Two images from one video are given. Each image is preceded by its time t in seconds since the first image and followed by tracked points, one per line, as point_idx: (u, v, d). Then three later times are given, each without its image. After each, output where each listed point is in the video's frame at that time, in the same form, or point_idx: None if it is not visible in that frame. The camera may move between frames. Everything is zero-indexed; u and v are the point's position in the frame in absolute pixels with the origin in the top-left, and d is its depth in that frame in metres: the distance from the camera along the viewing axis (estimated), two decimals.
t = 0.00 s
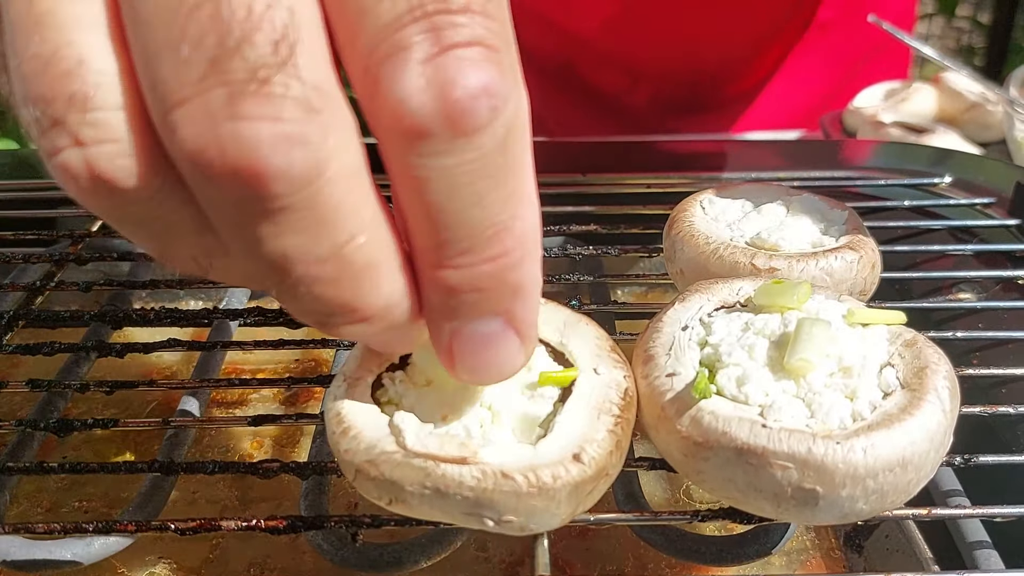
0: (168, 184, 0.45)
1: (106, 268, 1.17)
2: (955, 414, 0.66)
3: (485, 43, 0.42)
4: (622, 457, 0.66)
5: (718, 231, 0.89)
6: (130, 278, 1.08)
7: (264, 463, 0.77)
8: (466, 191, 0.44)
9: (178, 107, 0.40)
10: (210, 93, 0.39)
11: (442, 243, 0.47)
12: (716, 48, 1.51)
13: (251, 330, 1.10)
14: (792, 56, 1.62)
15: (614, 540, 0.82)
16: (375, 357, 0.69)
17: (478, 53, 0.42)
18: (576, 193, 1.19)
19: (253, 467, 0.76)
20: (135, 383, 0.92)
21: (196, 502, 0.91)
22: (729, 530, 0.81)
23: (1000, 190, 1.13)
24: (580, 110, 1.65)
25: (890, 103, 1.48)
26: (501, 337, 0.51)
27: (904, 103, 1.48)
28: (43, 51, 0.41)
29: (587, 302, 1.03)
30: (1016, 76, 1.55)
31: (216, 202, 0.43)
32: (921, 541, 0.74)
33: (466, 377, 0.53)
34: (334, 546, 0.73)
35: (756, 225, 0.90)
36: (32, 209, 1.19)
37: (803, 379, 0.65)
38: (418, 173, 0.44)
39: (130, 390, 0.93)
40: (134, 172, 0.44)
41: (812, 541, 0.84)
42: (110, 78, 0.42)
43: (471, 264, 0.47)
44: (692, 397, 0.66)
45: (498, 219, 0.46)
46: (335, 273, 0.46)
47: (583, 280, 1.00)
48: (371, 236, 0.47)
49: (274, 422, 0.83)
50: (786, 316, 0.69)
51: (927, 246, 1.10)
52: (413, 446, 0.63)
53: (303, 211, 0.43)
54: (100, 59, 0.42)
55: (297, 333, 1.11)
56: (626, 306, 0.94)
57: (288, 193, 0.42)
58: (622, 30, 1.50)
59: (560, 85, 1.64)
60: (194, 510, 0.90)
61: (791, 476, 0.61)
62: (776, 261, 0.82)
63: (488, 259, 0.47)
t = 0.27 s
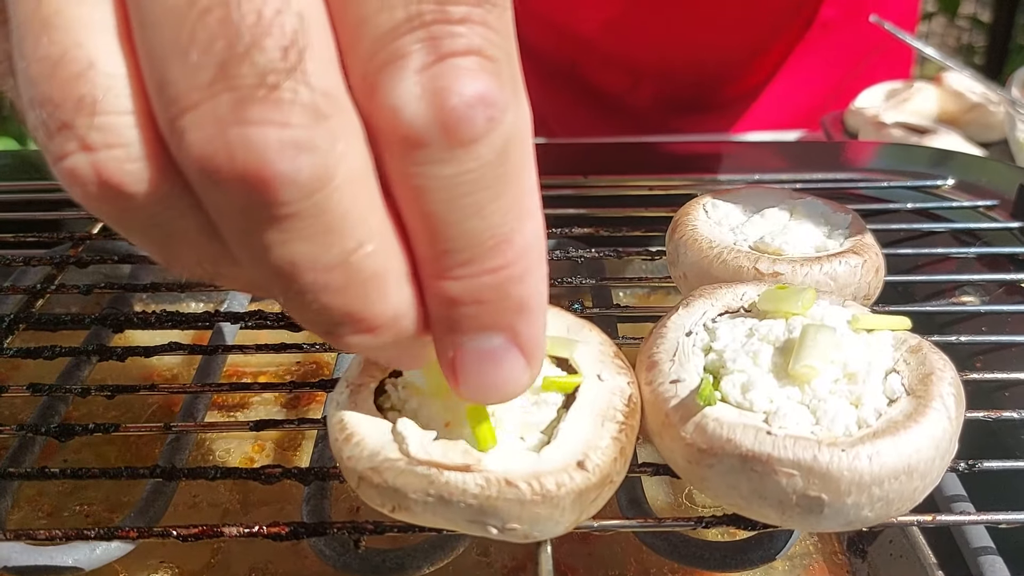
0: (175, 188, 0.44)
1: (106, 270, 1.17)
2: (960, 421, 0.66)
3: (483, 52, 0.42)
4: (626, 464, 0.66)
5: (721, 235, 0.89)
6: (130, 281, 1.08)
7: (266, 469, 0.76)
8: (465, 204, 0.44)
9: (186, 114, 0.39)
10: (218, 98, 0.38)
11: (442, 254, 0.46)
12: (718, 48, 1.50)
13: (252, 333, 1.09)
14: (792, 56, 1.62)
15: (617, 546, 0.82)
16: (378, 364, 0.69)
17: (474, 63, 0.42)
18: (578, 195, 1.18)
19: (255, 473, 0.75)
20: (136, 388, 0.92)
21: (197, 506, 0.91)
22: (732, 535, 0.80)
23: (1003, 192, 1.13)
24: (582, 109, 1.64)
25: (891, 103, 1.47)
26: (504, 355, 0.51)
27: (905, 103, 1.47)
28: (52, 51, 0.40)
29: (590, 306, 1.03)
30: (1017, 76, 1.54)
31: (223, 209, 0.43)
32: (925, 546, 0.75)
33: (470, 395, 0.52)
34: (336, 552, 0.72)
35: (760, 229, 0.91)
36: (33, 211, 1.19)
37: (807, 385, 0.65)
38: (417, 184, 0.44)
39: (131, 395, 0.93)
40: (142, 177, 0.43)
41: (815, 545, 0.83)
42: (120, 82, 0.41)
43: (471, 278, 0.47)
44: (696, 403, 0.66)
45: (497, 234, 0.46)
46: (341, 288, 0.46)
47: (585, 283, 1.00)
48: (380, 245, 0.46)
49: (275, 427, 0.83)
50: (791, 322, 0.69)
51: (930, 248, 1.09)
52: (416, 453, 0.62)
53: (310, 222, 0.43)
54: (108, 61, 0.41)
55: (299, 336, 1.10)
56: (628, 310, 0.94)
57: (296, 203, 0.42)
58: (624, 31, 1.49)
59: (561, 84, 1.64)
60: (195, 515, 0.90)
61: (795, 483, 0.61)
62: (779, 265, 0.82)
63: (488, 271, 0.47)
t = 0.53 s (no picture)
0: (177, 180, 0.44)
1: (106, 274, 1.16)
2: (962, 428, 0.66)
3: (478, 40, 0.42)
4: (627, 472, 0.66)
5: (722, 239, 0.89)
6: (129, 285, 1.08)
7: (265, 475, 0.76)
8: (455, 194, 0.44)
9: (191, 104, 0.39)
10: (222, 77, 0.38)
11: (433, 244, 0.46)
12: (720, 46, 1.50)
13: (251, 336, 1.09)
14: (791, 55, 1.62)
15: (616, 551, 0.82)
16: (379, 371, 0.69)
17: (469, 50, 0.42)
18: (578, 198, 1.18)
19: (254, 479, 0.75)
20: (136, 393, 0.91)
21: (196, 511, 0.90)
22: (732, 541, 0.80)
23: (1003, 195, 1.12)
24: (583, 108, 1.64)
25: (891, 104, 1.47)
26: (495, 349, 0.50)
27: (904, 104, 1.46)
28: (51, 27, 0.41)
29: (590, 309, 1.03)
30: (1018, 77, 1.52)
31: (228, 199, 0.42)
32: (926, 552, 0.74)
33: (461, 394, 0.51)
34: (336, 558, 0.72)
35: (762, 233, 0.90)
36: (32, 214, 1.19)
37: (809, 393, 0.64)
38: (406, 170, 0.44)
39: (130, 400, 0.92)
40: (143, 157, 0.43)
41: (816, 550, 0.83)
42: (119, 60, 0.42)
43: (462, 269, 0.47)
44: (697, 411, 0.65)
45: (487, 225, 0.46)
46: (334, 277, 0.45)
47: (585, 286, 1.00)
48: (376, 230, 0.45)
49: (274, 432, 0.82)
50: (792, 329, 0.69)
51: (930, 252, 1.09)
52: (416, 461, 0.62)
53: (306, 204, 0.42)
54: (109, 39, 0.42)
55: (298, 339, 1.10)
56: (628, 314, 0.94)
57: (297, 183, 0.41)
58: (625, 31, 1.49)
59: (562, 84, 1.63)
60: (194, 520, 0.89)
61: (797, 491, 0.61)
62: (780, 270, 0.82)
63: (480, 262, 0.46)
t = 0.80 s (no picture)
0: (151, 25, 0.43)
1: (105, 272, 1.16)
2: (965, 425, 0.66)
3: None
4: (630, 470, 0.66)
5: (723, 237, 0.88)
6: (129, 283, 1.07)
7: (266, 474, 0.76)
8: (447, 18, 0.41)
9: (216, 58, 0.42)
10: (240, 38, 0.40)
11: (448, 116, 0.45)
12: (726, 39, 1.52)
13: (251, 334, 1.09)
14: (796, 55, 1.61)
15: (618, 549, 0.82)
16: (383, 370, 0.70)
17: None
18: (579, 195, 1.18)
19: (256, 478, 0.75)
20: (136, 392, 0.91)
21: (197, 509, 0.90)
22: (734, 539, 0.80)
23: (1005, 192, 1.12)
24: (587, 107, 1.64)
25: (891, 100, 1.46)
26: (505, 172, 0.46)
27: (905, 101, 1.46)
28: None
29: (591, 307, 1.03)
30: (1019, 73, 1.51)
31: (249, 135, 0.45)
32: (929, 550, 0.74)
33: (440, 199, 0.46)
34: (338, 557, 0.72)
35: (763, 229, 0.89)
36: (32, 212, 1.18)
37: (812, 391, 0.64)
38: None
39: (130, 398, 0.92)
40: None
41: (818, 547, 0.83)
42: None
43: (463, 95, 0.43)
44: (700, 409, 0.65)
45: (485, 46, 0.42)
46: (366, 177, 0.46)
47: (587, 284, 1.00)
48: None
49: (275, 430, 0.82)
50: (795, 327, 0.68)
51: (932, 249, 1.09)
52: (419, 460, 0.62)
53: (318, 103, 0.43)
54: None
55: (299, 337, 1.10)
56: (629, 312, 0.94)
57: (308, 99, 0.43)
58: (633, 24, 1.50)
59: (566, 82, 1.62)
60: (196, 519, 0.90)
61: (800, 489, 0.61)
62: (782, 268, 0.81)
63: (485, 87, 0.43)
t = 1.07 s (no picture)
0: None
1: (107, 272, 1.16)
2: (968, 427, 0.66)
3: None
4: (634, 471, 0.66)
5: (726, 238, 0.88)
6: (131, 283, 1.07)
7: (270, 474, 0.76)
8: None
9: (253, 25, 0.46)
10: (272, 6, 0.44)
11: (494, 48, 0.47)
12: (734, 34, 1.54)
13: (253, 334, 1.09)
14: (808, 55, 1.62)
15: (621, 550, 0.82)
16: (389, 372, 0.70)
17: None
18: (581, 196, 1.18)
19: (260, 479, 0.75)
20: (139, 392, 0.91)
21: (200, 509, 0.90)
22: (736, 540, 0.80)
23: (1007, 192, 1.12)
24: (597, 105, 1.65)
25: (892, 99, 1.46)
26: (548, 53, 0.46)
27: (906, 100, 1.45)
28: None
29: (593, 307, 1.03)
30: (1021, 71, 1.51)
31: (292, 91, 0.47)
32: (931, 551, 0.74)
33: None
34: (342, 557, 0.72)
35: (765, 231, 0.89)
36: (33, 212, 1.18)
37: (816, 392, 0.64)
38: None
39: (133, 399, 0.92)
40: None
41: (820, 548, 0.83)
42: None
43: None
44: (704, 411, 0.65)
45: None
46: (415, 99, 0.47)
47: (589, 285, 1.00)
48: None
49: (279, 431, 0.82)
50: (798, 328, 0.68)
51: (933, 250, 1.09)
52: (423, 462, 0.62)
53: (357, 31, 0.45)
54: None
55: (301, 338, 1.10)
56: (631, 313, 0.94)
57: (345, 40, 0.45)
58: (638, 18, 1.53)
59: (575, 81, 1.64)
60: (199, 519, 0.90)
61: (804, 491, 0.61)
62: (785, 269, 0.81)
63: None
